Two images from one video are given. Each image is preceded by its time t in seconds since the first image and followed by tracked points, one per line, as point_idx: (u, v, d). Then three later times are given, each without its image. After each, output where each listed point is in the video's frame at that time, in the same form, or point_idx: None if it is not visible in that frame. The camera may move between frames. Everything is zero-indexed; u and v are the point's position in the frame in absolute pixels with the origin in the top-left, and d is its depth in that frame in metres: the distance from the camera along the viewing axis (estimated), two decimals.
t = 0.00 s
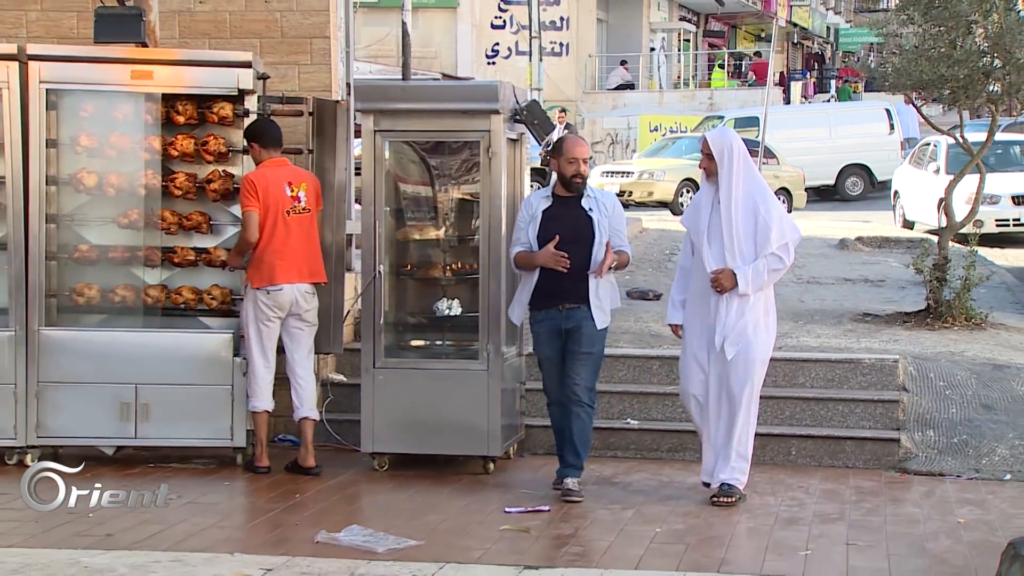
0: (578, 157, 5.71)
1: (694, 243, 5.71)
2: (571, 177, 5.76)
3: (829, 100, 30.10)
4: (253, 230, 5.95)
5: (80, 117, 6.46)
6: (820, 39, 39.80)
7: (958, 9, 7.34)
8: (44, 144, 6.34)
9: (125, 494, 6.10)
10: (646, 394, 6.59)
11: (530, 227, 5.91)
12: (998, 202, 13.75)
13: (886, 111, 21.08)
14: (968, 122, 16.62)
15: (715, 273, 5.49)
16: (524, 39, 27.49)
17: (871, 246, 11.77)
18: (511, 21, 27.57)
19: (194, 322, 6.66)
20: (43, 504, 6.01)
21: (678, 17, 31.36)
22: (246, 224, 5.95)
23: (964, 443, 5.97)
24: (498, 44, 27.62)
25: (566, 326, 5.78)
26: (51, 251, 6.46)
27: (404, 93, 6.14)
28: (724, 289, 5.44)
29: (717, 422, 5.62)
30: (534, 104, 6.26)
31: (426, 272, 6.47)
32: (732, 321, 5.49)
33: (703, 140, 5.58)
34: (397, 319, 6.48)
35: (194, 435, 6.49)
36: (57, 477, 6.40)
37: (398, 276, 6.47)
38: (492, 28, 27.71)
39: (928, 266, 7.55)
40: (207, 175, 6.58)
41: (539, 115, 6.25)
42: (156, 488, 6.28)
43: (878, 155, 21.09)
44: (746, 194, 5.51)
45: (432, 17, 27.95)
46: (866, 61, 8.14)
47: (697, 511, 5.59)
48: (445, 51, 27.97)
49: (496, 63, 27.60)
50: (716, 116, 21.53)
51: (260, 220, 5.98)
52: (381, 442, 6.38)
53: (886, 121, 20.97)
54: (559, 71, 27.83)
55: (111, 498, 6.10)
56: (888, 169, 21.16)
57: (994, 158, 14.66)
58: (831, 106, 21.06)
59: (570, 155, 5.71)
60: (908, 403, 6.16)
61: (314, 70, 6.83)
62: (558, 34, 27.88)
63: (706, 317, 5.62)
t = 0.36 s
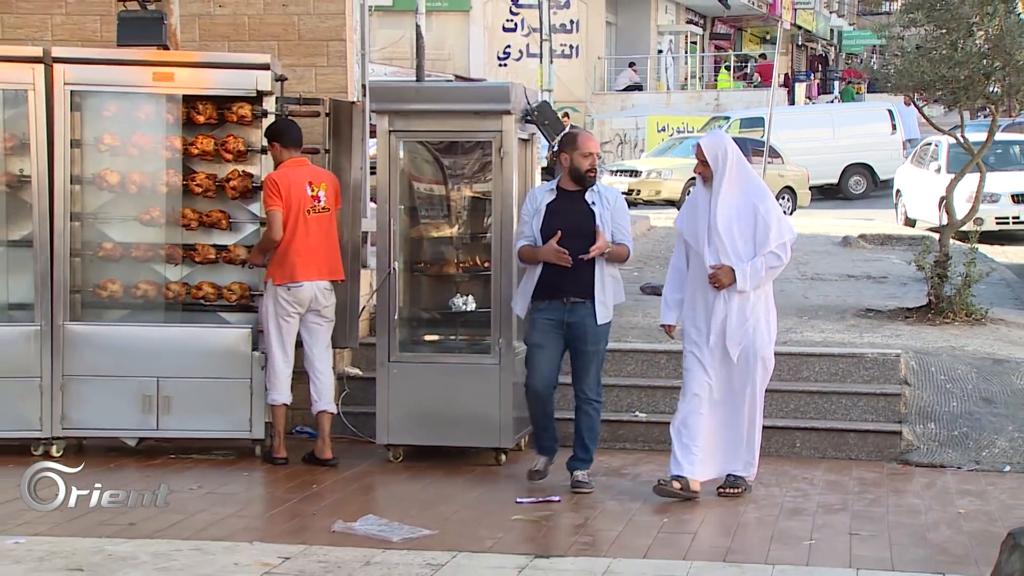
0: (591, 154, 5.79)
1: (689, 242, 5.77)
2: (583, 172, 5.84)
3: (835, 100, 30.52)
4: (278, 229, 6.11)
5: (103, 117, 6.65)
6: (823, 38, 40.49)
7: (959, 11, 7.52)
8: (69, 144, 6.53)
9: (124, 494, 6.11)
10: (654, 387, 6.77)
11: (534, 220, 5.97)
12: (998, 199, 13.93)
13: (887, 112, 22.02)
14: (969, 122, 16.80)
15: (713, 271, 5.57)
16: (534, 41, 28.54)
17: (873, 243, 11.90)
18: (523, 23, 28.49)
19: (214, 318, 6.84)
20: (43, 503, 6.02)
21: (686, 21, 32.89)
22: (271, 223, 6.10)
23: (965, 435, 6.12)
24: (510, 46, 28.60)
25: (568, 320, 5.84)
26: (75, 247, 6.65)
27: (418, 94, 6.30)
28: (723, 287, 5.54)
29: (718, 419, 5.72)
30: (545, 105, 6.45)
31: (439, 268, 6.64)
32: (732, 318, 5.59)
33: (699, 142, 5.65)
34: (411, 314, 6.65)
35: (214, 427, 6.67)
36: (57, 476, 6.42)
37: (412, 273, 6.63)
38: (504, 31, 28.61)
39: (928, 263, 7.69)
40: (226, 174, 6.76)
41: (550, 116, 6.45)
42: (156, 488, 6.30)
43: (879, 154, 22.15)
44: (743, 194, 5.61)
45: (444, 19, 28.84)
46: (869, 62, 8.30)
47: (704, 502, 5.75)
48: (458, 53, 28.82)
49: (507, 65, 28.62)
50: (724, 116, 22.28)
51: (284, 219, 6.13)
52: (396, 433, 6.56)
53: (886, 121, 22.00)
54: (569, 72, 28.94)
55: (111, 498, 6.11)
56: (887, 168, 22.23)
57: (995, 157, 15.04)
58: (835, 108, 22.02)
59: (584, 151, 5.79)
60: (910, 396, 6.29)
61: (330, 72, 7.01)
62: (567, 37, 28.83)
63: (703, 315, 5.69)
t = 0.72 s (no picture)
0: (586, 154, 5.85)
1: (678, 242, 5.83)
2: (578, 173, 5.89)
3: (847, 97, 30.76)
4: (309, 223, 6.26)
5: (131, 116, 6.85)
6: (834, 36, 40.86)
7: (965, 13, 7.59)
8: (97, 142, 6.72)
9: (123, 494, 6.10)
10: (667, 380, 6.95)
11: (528, 221, 5.98)
12: (1004, 197, 14.01)
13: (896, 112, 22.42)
14: (976, 121, 16.91)
15: (708, 269, 5.64)
16: (550, 42, 28.91)
17: (882, 240, 12.02)
18: (539, 26, 28.99)
19: (239, 312, 7.03)
20: (43, 503, 6.01)
21: (699, 22, 33.69)
22: (302, 218, 6.24)
23: (972, 428, 6.26)
24: (526, 47, 29.12)
25: (564, 321, 5.91)
26: (104, 244, 6.85)
27: (437, 94, 6.46)
28: (719, 284, 5.60)
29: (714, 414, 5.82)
30: (560, 104, 6.67)
31: (457, 264, 6.82)
32: (728, 315, 5.70)
33: (688, 140, 5.69)
34: (430, 309, 6.81)
35: (238, 418, 6.86)
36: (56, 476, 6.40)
37: (430, 268, 6.79)
38: (520, 32, 29.15)
39: (936, 259, 7.82)
40: (250, 172, 6.94)
41: (565, 115, 6.67)
42: (156, 488, 6.29)
43: (888, 152, 22.53)
44: (733, 190, 5.70)
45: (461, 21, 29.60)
46: (877, 62, 8.45)
47: (717, 492, 5.91)
48: (476, 55, 29.30)
49: (524, 66, 29.10)
50: (735, 116, 22.74)
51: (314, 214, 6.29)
52: (415, 424, 6.73)
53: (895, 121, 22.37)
54: (584, 72, 29.55)
55: (111, 497, 6.10)
56: (896, 166, 22.63)
57: (1002, 155, 15.15)
58: (845, 107, 22.38)
59: (579, 152, 5.85)
60: (917, 389, 6.43)
61: (351, 72, 7.19)
62: (582, 38, 29.35)
63: (697, 313, 5.76)
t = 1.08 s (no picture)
0: (568, 148, 5.95)
1: (676, 238, 5.86)
2: (561, 166, 5.99)
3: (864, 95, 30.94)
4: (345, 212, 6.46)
5: (164, 116, 7.05)
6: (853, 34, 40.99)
7: (977, 14, 7.78)
8: (131, 142, 6.92)
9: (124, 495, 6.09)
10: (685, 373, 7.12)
11: (513, 215, 6.07)
12: (1017, 195, 14.13)
13: (909, 111, 22.95)
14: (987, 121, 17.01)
15: (703, 263, 5.65)
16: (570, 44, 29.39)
17: (896, 237, 12.18)
18: (560, 28, 29.48)
19: (267, 307, 7.22)
20: (43, 504, 5.99)
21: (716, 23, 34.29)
22: (336, 208, 6.44)
23: (984, 420, 6.40)
24: (547, 49, 29.43)
25: (554, 311, 5.95)
26: (138, 241, 7.07)
27: (462, 95, 6.64)
28: (713, 278, 5.61)
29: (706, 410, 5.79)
30: (581, 104, 6.84)
31: (481, 261, 7.00)
32: (721, 310, 5.67)
33: (689, 135, 5.74)
34: (454, 303, 6.99)
35: (268, 410, 7.07)
36: (56, 476, 6.39)
37: (454, 265, 6.97)
38: (542, 34, 29.50)
39: (949, 256, 7.96)
40: (278, 172, 7.15)
41: (585, 114, 6.85)
42: (157, 489, 6.29)
43: (901, 151, 23.07)
44: (733, 186, 5.71)
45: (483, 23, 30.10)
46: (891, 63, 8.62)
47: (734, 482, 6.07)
48: (499, 57, 29.99)
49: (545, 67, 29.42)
50: (751, 116, 23.27)
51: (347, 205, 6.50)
52: (439, 416, 6.91)
53: (909, 120, 22.88)
54: (604, 74, 30.27)
55: (112, 498, 6.08)
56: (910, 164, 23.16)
57: (1014, 153, 15.28)
58: (858, 107, 22.93)
59: (561, 146, 5.94)
60: (930, 382, 6.58)
61: (377, 74, 7.39)
62: (602, 40, 30.14)
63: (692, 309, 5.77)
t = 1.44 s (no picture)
0: (566, 148, 5.97)
1: (683, 238, 5.85)
2: (560, 166, 6.01)
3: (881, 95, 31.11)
4: (335, 210, 6.60)
5: (195, 116, 7.24)
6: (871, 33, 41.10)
7: (991, 15, 8.03)
8: (165, 143, 7.13)
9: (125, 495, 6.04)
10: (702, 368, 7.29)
11: (516, 215, 6.13)
12: None
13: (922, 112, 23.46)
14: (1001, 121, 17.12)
15: (705, 264, 5.65)
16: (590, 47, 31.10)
17: (909, 235, 12.35)
18: (580, 31, 30.96)
19: (295, 303, 7.40)
20: (43, 503, 5.94)
21: (733, 25, 35.08)
22: (328, 204, 6.59)
23: (996, 414, 6.54)
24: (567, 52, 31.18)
25: (550, 311, 5.96)
26: (170, 238, 7.28)
27: (484, 95, 6.82)
28: (714, 279, 5.60)
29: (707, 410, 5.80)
30: (601, 105, 6.99)
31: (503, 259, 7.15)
32: (722, 311, 5.65)
33: (697, 135, 5.68)
34: (477, 300, 7.16)
35: (295, 404, 7.28)
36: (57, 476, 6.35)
37: (477, 262, 7.13)
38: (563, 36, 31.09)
39: (961, 253, 8.12)
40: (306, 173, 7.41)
41: (605, 115, 7.00)
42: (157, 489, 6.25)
43: (915, 150, 23.56)
44: (739, 188, 5.65)
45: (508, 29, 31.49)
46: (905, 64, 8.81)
47: (749, 474, 6.22)
48: (521, 59, 31.41)
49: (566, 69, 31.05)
50: (768, 116, 23.83)
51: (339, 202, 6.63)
52: (461, 409, 7.10)
53: (922, 120, 23.40)
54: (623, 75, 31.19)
55: (112, 498, 6.03)
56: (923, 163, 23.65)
57: None
58: (870, 108, 23.49)
59: (558, 146, 5.97)
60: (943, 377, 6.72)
61: (401, 76, 7.85)
62: (621, 42, 31.14)
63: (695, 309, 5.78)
